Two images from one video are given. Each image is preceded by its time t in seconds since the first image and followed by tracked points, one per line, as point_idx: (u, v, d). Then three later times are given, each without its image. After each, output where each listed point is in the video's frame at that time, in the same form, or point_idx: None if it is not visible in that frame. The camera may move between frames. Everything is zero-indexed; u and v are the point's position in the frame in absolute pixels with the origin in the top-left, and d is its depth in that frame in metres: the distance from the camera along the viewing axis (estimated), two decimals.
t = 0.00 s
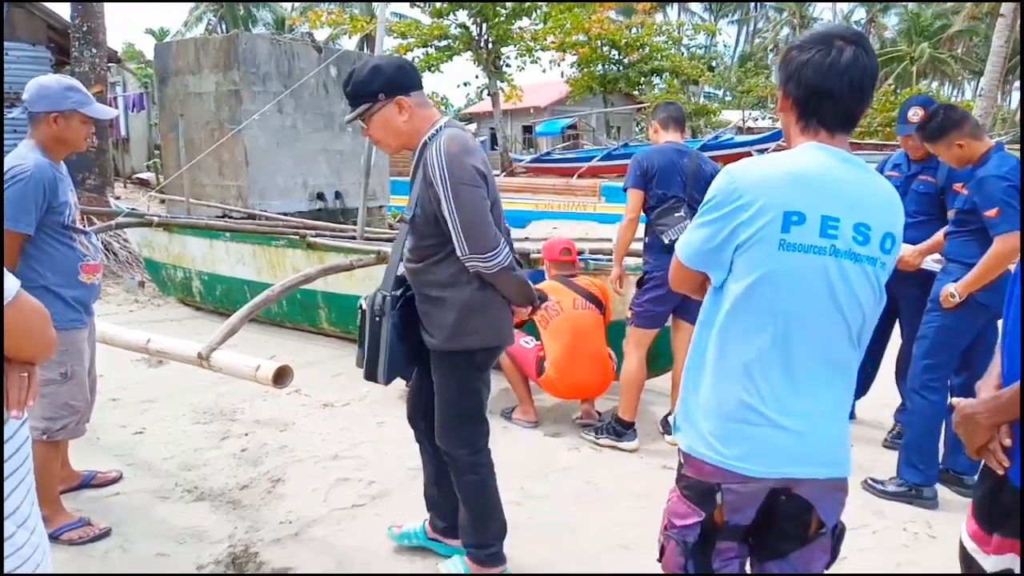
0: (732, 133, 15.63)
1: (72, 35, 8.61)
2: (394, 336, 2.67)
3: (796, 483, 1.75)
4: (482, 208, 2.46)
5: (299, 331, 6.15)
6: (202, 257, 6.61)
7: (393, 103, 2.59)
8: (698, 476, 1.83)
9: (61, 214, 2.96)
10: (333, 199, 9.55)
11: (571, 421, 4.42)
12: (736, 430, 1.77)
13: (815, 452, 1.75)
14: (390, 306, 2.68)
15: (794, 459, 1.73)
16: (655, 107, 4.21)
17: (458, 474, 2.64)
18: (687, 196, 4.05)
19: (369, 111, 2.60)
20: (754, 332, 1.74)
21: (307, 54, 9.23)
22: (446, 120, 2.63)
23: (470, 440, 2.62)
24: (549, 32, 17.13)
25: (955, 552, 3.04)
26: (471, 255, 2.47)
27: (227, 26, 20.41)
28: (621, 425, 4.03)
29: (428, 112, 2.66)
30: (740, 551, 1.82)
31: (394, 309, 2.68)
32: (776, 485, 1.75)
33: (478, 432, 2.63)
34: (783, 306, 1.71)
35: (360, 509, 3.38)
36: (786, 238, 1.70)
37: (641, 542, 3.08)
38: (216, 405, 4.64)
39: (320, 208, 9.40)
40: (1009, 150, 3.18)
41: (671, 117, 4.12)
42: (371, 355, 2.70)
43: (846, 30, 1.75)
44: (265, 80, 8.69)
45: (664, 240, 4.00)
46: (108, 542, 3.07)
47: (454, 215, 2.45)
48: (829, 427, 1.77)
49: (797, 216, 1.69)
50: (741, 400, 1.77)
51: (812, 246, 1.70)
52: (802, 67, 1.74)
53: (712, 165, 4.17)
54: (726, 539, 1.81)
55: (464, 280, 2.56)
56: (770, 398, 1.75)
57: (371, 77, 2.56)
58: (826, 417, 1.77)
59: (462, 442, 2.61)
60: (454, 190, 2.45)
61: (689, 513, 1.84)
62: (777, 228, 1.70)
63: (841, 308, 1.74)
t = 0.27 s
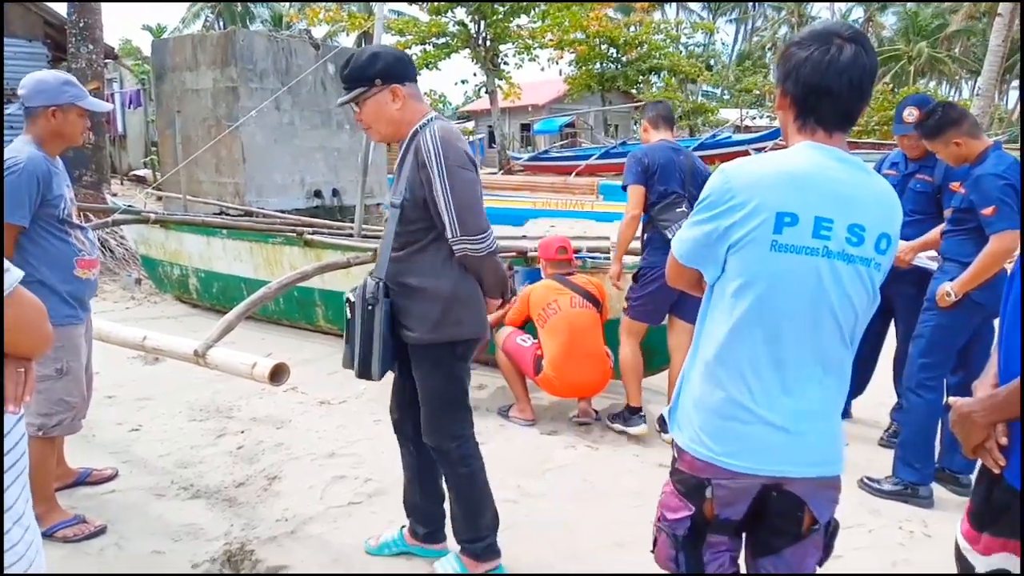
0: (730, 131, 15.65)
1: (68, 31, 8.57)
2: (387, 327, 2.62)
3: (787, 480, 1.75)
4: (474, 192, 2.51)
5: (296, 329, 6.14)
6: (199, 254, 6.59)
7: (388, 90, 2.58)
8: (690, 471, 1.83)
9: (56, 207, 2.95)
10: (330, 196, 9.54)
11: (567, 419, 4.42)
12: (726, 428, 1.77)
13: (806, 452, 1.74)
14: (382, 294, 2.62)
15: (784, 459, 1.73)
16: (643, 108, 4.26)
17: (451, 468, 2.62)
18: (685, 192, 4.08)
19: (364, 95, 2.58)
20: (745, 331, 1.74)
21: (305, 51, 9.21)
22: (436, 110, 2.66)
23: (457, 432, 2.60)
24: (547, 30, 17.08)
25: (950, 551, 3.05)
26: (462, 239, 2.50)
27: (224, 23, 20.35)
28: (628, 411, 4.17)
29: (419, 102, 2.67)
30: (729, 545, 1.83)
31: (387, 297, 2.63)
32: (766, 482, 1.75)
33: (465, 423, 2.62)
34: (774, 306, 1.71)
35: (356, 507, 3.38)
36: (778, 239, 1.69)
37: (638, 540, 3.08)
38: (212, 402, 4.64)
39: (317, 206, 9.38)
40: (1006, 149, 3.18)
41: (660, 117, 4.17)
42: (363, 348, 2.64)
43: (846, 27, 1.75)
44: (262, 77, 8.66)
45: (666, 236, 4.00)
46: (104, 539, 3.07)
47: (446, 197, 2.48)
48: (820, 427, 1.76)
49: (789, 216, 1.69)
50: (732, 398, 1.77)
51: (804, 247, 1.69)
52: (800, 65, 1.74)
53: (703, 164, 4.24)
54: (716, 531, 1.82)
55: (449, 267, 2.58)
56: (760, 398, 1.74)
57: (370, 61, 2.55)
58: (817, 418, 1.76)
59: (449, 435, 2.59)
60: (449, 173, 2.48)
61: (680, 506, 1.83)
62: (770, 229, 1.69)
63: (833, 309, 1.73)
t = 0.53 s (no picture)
0: (725, 138, 15.71)
1: (64, 34, 8.56)
2: (371, 320, 2.57)
3: (776, 486, 1.75)
4: (456, 179, 2.56)
5: (291, 333, 6.13)
6: (194, 258, 6.58)
7: (372, 93, 2.60)
8: (679, 475, 1.83)
9: (51, 205, 2.95)
10: (326, 201, 9.53)
11: (562, 425, 4.42)
12: (715, 434, 1.77)
13: (795, 460, 1.73)
14: (366, 288, 2.57)
15: (772, 466, 1.72)
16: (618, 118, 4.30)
17: (417, 472, 2.60)
18: (671, 197, 4.14)
19: (348, 96, 2.59)
20: (734, 338, 1.74)
21: (301, 55, 9.22)
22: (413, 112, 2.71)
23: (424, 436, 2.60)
24: (543, 36, 17.13)
25: (945, 558, 3.05)
26: (449, 224, 2.53)
27: (220, 27, 20.35)
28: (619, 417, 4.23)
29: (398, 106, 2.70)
30: (709, 548, 1.83)
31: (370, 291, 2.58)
32: (755, 488, 1.75)
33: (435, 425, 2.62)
34: (763, 313, 1.71)
35: (351, 513, 3.36)
36: (766, 248, 1.69)
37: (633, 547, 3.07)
38: (206, 407, 4.62)
39: (312, 210, 9.37)
40: (1000, 157, 3.20)
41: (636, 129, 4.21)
42: (348, 347, 2.59)
43: (832, 34, 1.76)
44: (258, 81, 8.66)
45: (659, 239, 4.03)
46: (96, 544, 3.04)
47: (431, 185, 2.51)
48: (810, 435, 1.75)
49: (777, 225, 1.69)
50: (721, 405, 1.77)
51: (792, 256, 1.69)
52: (787, 72, 1.75)
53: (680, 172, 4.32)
54: (700, 536, 1.82)
55: (436, 259, 2.59)
56: (749, 405, 1.74)
57: (355, 64, 2.57)
58: (806, 426, 1.75)
59: (415, 439, 2.58)
60: (432, 162, 2.52)
61: (664, 510, 1.85)
62: (757, 238, 1.69)
63: (822, 318, 1.72)
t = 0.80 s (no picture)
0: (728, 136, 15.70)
1: (67, 34, 8.56)
2: (354, 314, 2.59)
3: (762, 485, 1.74)
4: (447, 176, 2.56)
5: (294, 333, 6.13)
6: (196, 258, 6.58)
7: (365, 93, 2.60)
8: (664, 475, 1.83)
9: (60, 199, 2.95)
10: (329, 200, 9.54)
11: (564, 424, 4.42)
12: (699, 434, 1.77)
13: (780, 459, 1.73)
14: (348, 283, 2.61)
15: (756, 466, 1.72)
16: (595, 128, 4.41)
17: (377, 465, 2.57)
18: (658, 193, 4.23)
19: (341, 98, 2.60)
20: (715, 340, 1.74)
21: (303, 55, 9.22)
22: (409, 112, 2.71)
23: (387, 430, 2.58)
24: (545, 34, 17.13)
25: (949, 557, 3.04)
26: (438, 221, 2.52)
27: (223, 27, 20.36)
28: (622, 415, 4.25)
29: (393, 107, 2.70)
30: (705, 559, 1.80)
31: (353, 286, 2.61)
32: (742, 488, 1.75)
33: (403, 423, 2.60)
34: (743, 314, 1.71)
35: (354, 512, 3.37)
36: (745, 250, 1.68)
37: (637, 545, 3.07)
38: (209, 406, 4.62)
39: (315, 209, 9.38)
40: (1005, 156, 3.19)
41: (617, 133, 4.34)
42: (329, 340, 2.61)
43: (807, 28, 1.74)
44: (261, 80, 8.67)
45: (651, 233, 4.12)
46: (100, 544, 3.05)
47: (422, 182, 2.51)
48: (794, 433, 1.74)
49: (755, 227, 1.68)
50: (703, 406, 1.77)
51: (772, 257, 1.68)
52: (759, 70, 1.75)
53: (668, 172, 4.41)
54: (695, 544, 1.79)
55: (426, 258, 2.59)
56: (731, 406, 1.74)
57: (347, 66, 2.58)
58: (791, 424, 1.74)
59: (379, 433, 2.56)
60: (422, 159, 2.52)
61: (654, 513, 1.84)
62: (736, 240, 1.69)
63: (804, 317, 1.71)
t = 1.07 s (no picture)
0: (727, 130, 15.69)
1: (64, 28, 8.53)
2: (341, 314, 2.57)
3: (745, 478, 1.74)
4: (430, 177, 2.52)
5: (293, 327, 6.13)
6: (195, 252, 6.58)
7: (348, 88, 2.58)
8: (648, 468, 1.85)
9: (59, 192, 2.94)
10: (328, 194, 9.53)
11: (564, 418, 4.42)
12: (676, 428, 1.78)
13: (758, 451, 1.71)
14: (334, 283, 2.58)
15: (735, 459, 1.72)
16: (585, 122, 4.42)
17: (347, 463, 2.51)
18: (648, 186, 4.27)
19: (324, 94, 2.58)
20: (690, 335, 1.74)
21: (302, 48, 9.19)
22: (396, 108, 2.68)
23: (368, 428, 2.52)
24: (544, 27, 17.08)
25: (948, 549, 3.05)
26: (421, 223, 2.48)
27: (221, 20, 20.27)
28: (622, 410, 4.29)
29: (379, 101, 2.67)
30: (702, 553, 1.80)
31: (339, 286, 2.58)
32: (724, 481, 1.76)
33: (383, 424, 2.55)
34: (718, 309, 1.71)
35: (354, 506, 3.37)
36: (718, 246, 1.68)
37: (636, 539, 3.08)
38: (209, 401, 4.62)
39: (314, 204, 9.37)
40: (1004, 149, 3.18)
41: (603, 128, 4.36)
42: (316, 340, 2.58)
43: (779, 16, 1.72)
44: (259, 74, 8.65)
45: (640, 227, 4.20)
46: (101, 539, 3.05)
47: (404, 182, 2.46)
48: (774, 426, 1.72)
49: (728, 223, 1.67)
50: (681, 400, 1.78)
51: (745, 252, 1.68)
52: (729, 60, 1.75)
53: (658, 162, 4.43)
54: (686, 537, 1.79)
55: (410, 258, 2.55)
56: (708, 399, 1.74)
57: (327, 61, 2.55)
58: (770, 417, 1.73)
59: (362, 429, 2.51)
60: (406, 160, 2.48)
61: (643, 506, 1.84)
62: (708, 236, 1.69)
63: (781, 310, 1.70)
